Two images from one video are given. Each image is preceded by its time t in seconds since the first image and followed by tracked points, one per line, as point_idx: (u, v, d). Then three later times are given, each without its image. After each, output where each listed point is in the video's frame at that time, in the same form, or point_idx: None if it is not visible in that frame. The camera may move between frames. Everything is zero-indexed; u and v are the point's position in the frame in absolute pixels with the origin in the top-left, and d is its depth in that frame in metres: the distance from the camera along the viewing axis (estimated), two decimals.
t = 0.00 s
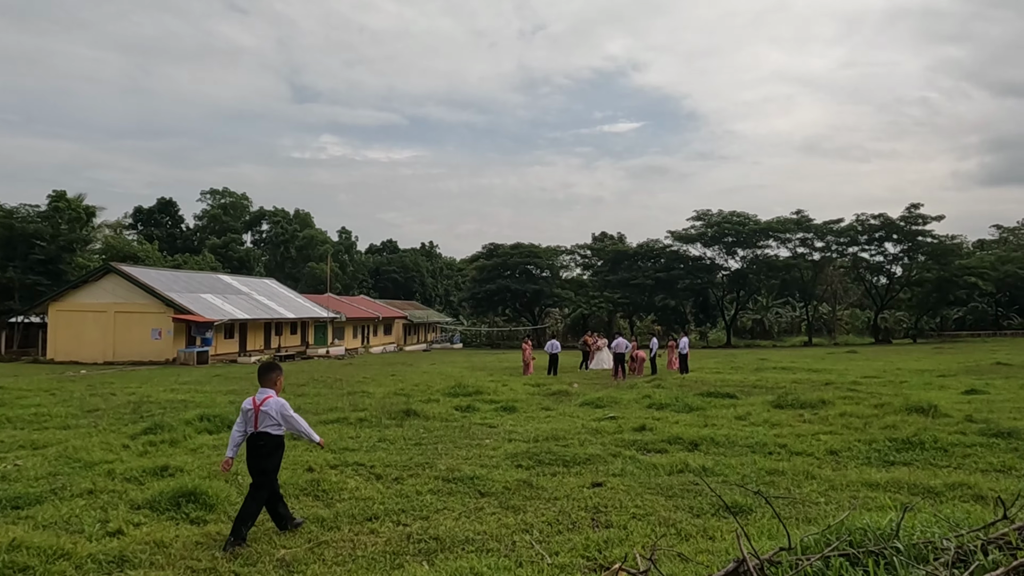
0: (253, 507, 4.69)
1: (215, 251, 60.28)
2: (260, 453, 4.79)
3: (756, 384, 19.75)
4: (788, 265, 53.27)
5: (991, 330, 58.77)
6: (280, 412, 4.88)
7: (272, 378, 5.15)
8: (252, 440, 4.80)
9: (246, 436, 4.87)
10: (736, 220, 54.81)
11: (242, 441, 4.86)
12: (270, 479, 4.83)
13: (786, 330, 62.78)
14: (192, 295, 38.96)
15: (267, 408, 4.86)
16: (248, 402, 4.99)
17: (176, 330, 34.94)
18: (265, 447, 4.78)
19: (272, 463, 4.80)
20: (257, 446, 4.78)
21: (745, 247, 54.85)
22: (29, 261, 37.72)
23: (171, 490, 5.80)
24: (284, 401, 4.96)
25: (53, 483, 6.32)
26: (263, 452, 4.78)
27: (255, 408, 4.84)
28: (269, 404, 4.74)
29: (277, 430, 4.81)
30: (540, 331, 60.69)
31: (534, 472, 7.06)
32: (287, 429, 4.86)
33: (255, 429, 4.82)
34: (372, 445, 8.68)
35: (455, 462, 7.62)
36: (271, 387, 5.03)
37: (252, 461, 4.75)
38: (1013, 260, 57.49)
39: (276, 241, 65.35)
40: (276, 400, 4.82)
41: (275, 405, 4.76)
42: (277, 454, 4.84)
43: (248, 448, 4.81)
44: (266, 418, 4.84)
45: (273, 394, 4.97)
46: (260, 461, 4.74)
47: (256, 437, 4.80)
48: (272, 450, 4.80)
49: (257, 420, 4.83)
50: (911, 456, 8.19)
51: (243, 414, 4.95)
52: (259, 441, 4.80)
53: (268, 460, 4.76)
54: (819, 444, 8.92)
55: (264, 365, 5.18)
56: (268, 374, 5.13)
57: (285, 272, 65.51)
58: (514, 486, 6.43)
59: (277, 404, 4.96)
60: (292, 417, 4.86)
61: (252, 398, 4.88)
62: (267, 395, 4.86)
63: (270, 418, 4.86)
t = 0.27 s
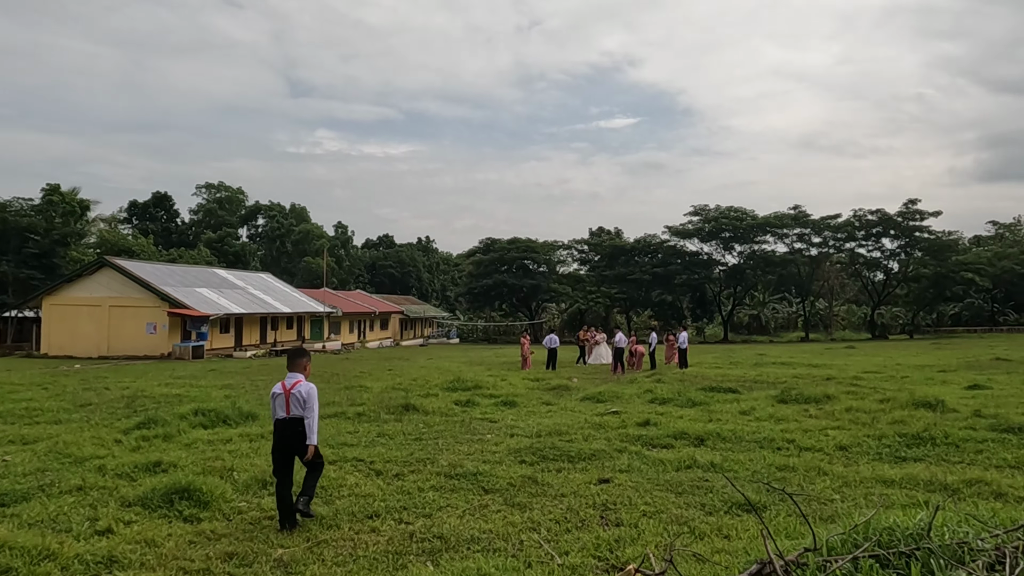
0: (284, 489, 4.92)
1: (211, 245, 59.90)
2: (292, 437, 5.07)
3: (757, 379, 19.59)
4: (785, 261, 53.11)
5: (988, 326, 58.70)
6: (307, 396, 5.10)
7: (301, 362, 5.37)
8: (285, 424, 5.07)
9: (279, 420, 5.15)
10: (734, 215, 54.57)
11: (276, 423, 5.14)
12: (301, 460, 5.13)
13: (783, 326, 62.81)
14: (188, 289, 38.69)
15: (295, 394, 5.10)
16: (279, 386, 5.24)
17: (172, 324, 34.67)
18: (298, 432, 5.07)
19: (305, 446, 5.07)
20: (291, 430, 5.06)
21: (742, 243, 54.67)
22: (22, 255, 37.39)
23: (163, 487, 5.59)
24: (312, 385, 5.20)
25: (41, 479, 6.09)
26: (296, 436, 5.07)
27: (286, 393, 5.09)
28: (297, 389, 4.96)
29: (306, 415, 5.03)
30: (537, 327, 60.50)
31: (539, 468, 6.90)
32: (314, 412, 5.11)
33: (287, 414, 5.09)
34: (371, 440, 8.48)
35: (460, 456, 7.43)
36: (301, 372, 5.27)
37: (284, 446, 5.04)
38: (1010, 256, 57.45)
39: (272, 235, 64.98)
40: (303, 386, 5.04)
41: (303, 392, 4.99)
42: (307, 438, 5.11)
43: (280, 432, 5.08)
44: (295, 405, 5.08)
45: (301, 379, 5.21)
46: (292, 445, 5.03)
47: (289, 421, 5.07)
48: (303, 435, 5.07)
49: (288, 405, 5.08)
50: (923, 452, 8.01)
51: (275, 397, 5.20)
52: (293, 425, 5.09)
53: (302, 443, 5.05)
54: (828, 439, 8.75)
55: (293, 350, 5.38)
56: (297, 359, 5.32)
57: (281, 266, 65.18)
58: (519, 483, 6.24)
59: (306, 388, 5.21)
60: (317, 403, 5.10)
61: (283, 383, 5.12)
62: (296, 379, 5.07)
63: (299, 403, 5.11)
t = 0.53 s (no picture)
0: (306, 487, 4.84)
1: (208, 236, 59.55)
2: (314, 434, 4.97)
3: (757, 372, 19.40)
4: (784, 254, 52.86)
5: (986, 320, 58.61)
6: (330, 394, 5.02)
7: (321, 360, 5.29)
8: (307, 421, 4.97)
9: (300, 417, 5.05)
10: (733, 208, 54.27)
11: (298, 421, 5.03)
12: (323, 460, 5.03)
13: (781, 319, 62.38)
14: (184, 280, 38.42)
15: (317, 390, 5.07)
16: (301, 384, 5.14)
17: (168, 316, 34.42)
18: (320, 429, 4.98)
19: (326, 445, 4.98)
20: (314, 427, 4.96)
21: (741, 236, 54.41)
22: (17, 245, 37.11)
23: (148, 486, 5.35)
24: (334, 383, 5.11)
25: (23, 477, 5.86)
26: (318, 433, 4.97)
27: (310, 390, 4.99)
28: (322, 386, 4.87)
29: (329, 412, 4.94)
30: (535, 319, 60.28)
31: (542, 466, 6.69)
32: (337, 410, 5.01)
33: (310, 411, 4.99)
34: (367, 436, 8.26)
35: (460, 454, 7.22)
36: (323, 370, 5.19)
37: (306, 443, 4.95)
38: (1009, 250, 57.27)
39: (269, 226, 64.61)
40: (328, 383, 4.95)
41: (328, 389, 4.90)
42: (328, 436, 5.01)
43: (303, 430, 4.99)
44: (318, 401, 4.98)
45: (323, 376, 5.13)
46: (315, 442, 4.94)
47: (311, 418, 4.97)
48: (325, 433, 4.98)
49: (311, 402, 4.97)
50: (933, 450, 7.80)
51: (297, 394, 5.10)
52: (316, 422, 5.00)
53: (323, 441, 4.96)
54: (835, 436, 8.55)
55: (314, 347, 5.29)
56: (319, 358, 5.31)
57: (279, 258, 64.88)
58: (520, 482, 6.01)
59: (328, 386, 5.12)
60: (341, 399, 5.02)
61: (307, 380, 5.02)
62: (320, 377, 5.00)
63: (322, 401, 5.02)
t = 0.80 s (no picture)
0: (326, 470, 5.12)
1: (204, 229, 59.18)
2: (327, 416, 5.16)
3: (757, 366, 19.17)
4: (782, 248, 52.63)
5: (984, 315, 58.45)
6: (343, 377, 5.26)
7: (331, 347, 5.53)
8: (319, 403, 5.16)
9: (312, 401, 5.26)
10: (732, 202, 53.98)
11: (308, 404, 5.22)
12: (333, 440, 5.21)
13: (779, 313, 61.36)
14: (179, 273, 38.11)
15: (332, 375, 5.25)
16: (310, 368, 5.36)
17: (163, 309, 34.14)
18: (333, 411, 5.17)
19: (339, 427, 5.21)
20: (327, 409, 5.16)
21: (739, 230, 54.17)
22: (11, 238, 36.79)
23: (127, 481, 5.12)
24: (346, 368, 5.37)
25: None
26: (331, 415, 5.18)
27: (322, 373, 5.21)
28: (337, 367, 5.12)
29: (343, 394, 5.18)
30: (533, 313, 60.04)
31: (539, 461, 6.47)
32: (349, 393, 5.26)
33: (322, 394, 5.19)
34: (359, 430, 8.03)
35: (455, 448, 7.00)
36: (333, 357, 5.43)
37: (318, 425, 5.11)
38: (1006, 245, 57.10)
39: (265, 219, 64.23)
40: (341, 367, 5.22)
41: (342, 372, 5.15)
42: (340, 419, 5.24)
43: (314, 412, 5.17)
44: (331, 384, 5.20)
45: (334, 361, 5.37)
46: (327, 424, 5.11)
47: (323, 400, 5.17)
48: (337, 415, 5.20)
49: (324, 384, 5.18)
50: (942, 444, 7.59)
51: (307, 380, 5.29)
52: (328, 404, 5.19)
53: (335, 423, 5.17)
54: (839, 431, 8.32)
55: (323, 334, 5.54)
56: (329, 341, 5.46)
57: (275, 251, 64.54)
58: (515, 478, 5.79)
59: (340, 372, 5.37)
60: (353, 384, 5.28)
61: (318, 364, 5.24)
62: (332, 361, 5.24)
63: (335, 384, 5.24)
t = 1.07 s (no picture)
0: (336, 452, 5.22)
1: (197, 222, 58.73)
2: (334, 403, 5.23)
3: (755, 358, 18.90)
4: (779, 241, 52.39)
5: (980, 308, 58.38)
6: (351, 362, 5.29)
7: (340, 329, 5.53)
8: (327, 388, 5.20)
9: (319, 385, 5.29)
10: (728, 194, 53.71)
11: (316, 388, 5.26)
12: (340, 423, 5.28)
13: (775, 307, 61.33)
14: (171, 266, 37.75)
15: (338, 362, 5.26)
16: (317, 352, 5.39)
17: (154, 301, 33.79)
18: (342, 397, 5.25)
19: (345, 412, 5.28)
20: (335, 394, 5.22)
21: (736, 223, 53.91)
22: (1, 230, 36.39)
23: (94, 476, 4.84)
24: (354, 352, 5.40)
25: None
26: (339, 400, 5.24)
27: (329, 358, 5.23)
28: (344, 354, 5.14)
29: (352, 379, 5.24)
30: (528, 306, 59.78)
31: (532, 454, 6.21)
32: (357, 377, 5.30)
33: (329, 378, 5.23)
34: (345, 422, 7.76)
35: (445, 441, 6.74)
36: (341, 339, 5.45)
37: (326, 411, 5.18)
38: (1002, 238, 56.92)
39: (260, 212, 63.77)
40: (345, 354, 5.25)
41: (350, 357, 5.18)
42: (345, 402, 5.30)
43: (322, 398, 5.22)
44: (339, 368, 5.24)
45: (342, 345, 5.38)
46: (335, 411, 5.17)
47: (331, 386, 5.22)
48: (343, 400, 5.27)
49: (332, 369, 5.21)
50: (947, 437, 7.34)
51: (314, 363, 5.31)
52: (336, 390, 5.24)
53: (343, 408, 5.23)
54: (841, 423, 8.08)
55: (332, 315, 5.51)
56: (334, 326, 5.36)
57: (269, 244, 64.13)
58: (505, 473, 5.52)
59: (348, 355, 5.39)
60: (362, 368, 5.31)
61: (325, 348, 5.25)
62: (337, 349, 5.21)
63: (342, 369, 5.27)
